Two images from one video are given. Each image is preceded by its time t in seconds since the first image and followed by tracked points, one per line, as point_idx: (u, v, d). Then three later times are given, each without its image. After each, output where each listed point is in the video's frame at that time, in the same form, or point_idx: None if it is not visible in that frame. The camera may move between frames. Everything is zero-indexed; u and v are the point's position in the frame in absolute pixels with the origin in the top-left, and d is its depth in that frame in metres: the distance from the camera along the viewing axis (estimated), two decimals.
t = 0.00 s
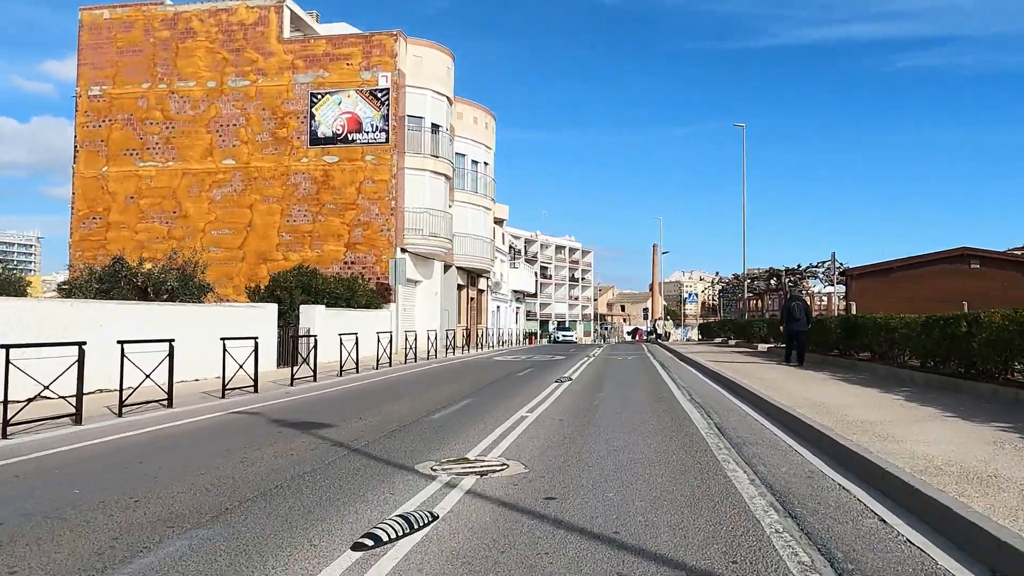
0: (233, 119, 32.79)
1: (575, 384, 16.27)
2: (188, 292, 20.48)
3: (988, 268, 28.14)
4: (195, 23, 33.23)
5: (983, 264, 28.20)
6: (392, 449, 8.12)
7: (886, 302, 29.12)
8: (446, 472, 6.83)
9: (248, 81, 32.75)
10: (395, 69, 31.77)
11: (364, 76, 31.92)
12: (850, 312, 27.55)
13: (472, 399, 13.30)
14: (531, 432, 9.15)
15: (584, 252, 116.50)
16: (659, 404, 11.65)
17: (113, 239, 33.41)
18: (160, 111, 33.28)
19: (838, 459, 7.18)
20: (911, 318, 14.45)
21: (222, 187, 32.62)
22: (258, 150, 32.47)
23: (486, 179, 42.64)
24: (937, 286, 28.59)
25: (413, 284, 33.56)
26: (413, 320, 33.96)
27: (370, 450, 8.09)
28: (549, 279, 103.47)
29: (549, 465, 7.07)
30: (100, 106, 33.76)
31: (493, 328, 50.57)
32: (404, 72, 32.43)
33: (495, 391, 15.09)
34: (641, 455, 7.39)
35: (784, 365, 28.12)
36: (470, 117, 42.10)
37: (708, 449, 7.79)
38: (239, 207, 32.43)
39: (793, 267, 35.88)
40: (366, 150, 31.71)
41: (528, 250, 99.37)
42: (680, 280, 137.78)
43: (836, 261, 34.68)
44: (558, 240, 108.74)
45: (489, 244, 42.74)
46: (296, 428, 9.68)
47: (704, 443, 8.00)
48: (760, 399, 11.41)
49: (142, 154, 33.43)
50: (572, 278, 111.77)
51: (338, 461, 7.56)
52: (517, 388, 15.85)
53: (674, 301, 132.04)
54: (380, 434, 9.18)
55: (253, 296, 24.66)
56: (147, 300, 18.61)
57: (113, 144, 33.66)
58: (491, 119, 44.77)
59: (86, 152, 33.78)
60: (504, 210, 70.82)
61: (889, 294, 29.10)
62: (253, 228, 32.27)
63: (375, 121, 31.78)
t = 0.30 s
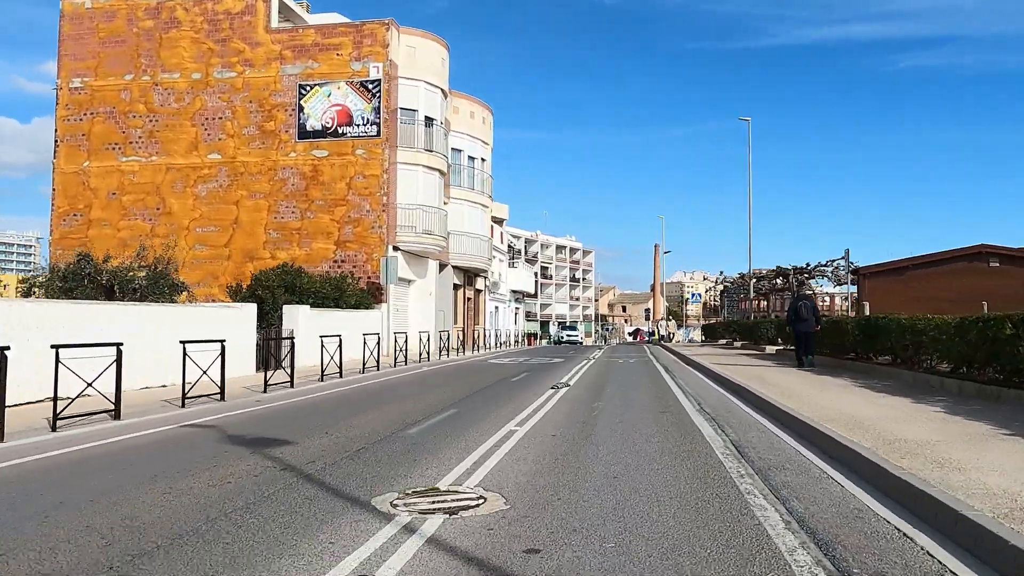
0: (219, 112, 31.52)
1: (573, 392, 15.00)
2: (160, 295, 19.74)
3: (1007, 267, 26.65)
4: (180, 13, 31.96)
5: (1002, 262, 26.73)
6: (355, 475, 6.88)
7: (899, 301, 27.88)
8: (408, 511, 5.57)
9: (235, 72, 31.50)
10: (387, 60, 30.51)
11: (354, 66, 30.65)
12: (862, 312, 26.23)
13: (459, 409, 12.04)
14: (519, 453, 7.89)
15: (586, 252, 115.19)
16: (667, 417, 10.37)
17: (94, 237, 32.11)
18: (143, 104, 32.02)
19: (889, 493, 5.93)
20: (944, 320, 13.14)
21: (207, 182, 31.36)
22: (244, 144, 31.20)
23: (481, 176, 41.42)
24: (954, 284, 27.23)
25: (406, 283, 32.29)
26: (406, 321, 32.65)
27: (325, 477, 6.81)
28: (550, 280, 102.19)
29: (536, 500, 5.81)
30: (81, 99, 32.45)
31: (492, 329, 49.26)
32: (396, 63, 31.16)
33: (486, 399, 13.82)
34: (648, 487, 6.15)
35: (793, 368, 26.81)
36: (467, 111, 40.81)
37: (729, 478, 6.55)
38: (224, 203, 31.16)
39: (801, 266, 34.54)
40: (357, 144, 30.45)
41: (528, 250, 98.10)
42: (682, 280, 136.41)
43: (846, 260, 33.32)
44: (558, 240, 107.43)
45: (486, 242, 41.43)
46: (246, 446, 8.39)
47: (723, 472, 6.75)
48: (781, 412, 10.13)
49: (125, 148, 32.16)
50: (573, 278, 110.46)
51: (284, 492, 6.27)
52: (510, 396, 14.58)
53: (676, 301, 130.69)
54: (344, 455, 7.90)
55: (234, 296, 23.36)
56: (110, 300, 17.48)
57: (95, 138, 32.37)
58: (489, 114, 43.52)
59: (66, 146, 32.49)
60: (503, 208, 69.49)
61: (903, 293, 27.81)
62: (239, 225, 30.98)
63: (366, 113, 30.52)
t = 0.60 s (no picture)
0: (199, 103, 30.18)
1: (566, 399, 13.74)
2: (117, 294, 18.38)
3: None
4: None
5: (1018, 261, 25.21)
6: (293, 511, 5.59)
7: (907, 300, 26.66)
8: (340, 572, 4.25)
9: (215, 61, 30.14)
10: (374, 49, 29.21)
11: (340, 55, 29.33)
12: (871, 313, 24.99)
13: (437, 419, 10.77)
14: (497, 480, 6.62)
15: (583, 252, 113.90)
16: (671, 431, 9.11)
17: (68, 234, 30.73)
18: (120, 94, 30.64)
19: (961, 544, 4.67)
20: (976, 321, 11.92)
21: (186, 176, 30.04)
22: (226, 137, 29.88)
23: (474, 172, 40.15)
24: (965, 283, 25.89)
25: (394, 282, 31.00)
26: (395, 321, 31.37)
27: (253, 514, 5.52)
28: (547, 279, 100.90)
29: (512, 555, 4.55)
30: (55, 89, 30.98)
31: (485, 329, 47.97)
32: (384, 51, 29.85)
33: (469, 407, 12.57)
34: (654, 537, 4.87)
35: (799, 371, 25.54)
36: (459, 104, 39.50)
37: (754, 521, 5.27)
38: (205, 198, 29.87)
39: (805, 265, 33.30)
40: (343, 137, 29.16)
41: (525, 249, 96.79)
42: (679, 280, 135.31)
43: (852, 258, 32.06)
44: (555, 239, 106.14)
45: (478, 240, 40.16)
46: (175, 468, 7.09)
47: (746, 510, 5.48)
48: (801, 425, 8.88)
49: (101, 141, 30.79)
50: (570, 277, 109.15)
51: (190, 539, 4.92)
52: (497, 402, 13.35)
53: (674, 301, 129.55)
54: (288, 482, 6.59)
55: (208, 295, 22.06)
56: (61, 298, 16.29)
57: (69, 130, 30.95)
58: (482, 108, 42.23)
59: (40, 139, 31.05)
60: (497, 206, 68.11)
61: (913, 291, 26.58)
62: (220, 221, 29.68)
63: (352, 104, 29.23)
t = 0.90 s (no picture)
0: (176, 92, 28.84)
1: (558, 407, 12.45)
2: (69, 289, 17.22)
3: None
4: None
5: None
6: (187, 572, 4.27)
7: (916, 298, 25.56)
8: None
9: (193, 49, 28.81)
10: (359, 35, 27.90)
11: (323, 42, 28.02)
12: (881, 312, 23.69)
13: (409, 433, 9.46)
14: (464, 521, 5.31)
15: (578, 251, 112.62)
16: (674, 450, 7.84)
17: (39, 229, 29.37)
18: (93, 83, 29.29)
19: None
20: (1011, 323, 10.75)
21: (163, 169, 28.69)
22: (204, 128, 28.55)
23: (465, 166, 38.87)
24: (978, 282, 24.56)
25: (380, 280, 29.70)
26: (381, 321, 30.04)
27: None
28: (542, 278, 99.59)
29: None
30: (25, 78, 29.61)
31: (477, 330, 46.64)
32: (369, 38, 28.53)
33: (448, 417, 11.28)
34: None
35: (803, 373, 24.31)
36: (449, 96, 38.19)
37: None
38: (182, 191, 28.52)
39: (808, 263, 32.01)
40: (326, 127, 27.83)
41: (520, 248, 95.49)
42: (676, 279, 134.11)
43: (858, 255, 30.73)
44: (551, 238, 104.86)
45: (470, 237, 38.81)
46: (67, 502, 5.76)
47: (779, 573, 4.21)
48: (826, 443, 7.64)
49: (74, 132, 29.43)
50: (566, 276, 107.83)
51: None
52: (481, 411, 12.05)
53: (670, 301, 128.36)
54: (201, 523, 5.28)
55: (177, 293, 20.71)
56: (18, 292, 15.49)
57: (41, 120, 29.59)
58: (474, 101, 40.95)
59: (10, 130, 29.67)
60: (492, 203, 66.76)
61: (923, 289, 25.42)
62: (198, 216, 28.34)
63: (336, 93, 27.90)
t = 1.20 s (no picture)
0: (150, 81, 27.47)
1: (548, 417, 11.23)
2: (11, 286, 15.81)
3: None
4: None
5: None
6: None
7: (927, 297, 24.50)
8: None
9: (168, 36, 27.44)
10: (342, 22, 26.57)
11: (305, 29, 26.69)
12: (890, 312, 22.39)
13: (373, 450, 8.22)
14: None
15: (574, 251, 111.35)
16: (681, 477, 6.57)
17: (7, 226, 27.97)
18: (64, 73, 27.91)
19: None
20: None
21: (136, 163, 27.33)
22: (179, 119, 27.19)
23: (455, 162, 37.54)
24: (986, 280, 23.23)
25: (365, 279, 28.37)
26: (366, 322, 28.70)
27: None
28: (537, 279, 98.29)
29: None
30: None
31: (469, 331, 45.28)
32: (353, 25, 27.21)
33: (424, 429, 10.05)
34: None
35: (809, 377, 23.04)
36: (439, 90, 36.90)
37: None
38: (156, 186, 27.17)
39: (811, 261, 30.72)
40: (307, 119, 26.51)
41: (514, 248, 94.17)
42: (672, 280, 132.95)
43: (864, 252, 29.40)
44: (546, 238, 103.56)
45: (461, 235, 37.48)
46: None
47: None
48: (863, 468, 6.38)
49: (43, 124, 28.05)
50: (561, 277, 106.53)
51: None
52: (462, 421, 10.84)
53: (667, 302, 127.12)
54: None
55: (143, 293, 19.36)
56: None
57: (8, 112, 28.19)
58: (466, 95, 39.65)
59: None
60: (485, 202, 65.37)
61: (931, 288, 24.36)
62: (173, 211, 26.97)
63: (318, 83, 26.57)
